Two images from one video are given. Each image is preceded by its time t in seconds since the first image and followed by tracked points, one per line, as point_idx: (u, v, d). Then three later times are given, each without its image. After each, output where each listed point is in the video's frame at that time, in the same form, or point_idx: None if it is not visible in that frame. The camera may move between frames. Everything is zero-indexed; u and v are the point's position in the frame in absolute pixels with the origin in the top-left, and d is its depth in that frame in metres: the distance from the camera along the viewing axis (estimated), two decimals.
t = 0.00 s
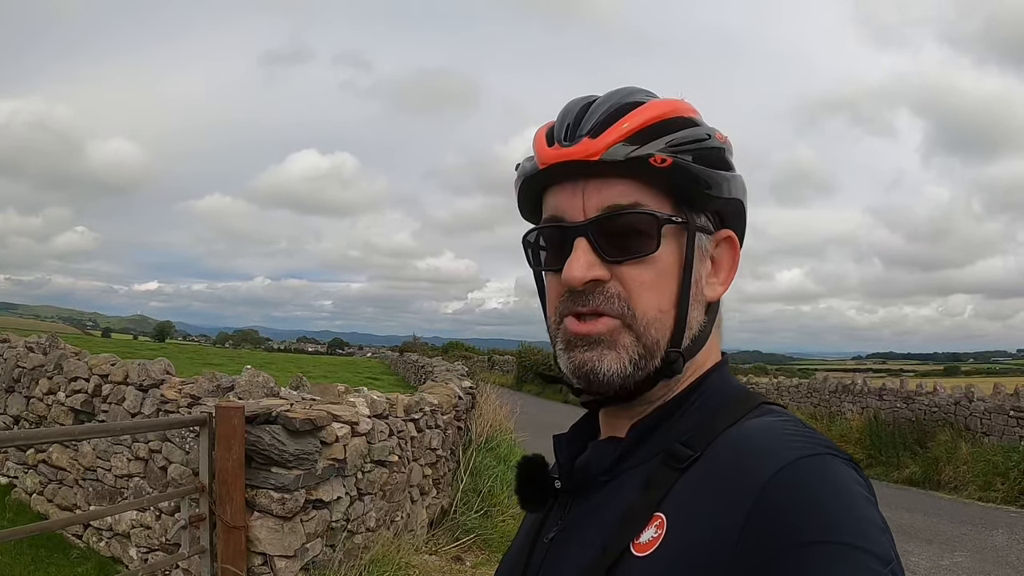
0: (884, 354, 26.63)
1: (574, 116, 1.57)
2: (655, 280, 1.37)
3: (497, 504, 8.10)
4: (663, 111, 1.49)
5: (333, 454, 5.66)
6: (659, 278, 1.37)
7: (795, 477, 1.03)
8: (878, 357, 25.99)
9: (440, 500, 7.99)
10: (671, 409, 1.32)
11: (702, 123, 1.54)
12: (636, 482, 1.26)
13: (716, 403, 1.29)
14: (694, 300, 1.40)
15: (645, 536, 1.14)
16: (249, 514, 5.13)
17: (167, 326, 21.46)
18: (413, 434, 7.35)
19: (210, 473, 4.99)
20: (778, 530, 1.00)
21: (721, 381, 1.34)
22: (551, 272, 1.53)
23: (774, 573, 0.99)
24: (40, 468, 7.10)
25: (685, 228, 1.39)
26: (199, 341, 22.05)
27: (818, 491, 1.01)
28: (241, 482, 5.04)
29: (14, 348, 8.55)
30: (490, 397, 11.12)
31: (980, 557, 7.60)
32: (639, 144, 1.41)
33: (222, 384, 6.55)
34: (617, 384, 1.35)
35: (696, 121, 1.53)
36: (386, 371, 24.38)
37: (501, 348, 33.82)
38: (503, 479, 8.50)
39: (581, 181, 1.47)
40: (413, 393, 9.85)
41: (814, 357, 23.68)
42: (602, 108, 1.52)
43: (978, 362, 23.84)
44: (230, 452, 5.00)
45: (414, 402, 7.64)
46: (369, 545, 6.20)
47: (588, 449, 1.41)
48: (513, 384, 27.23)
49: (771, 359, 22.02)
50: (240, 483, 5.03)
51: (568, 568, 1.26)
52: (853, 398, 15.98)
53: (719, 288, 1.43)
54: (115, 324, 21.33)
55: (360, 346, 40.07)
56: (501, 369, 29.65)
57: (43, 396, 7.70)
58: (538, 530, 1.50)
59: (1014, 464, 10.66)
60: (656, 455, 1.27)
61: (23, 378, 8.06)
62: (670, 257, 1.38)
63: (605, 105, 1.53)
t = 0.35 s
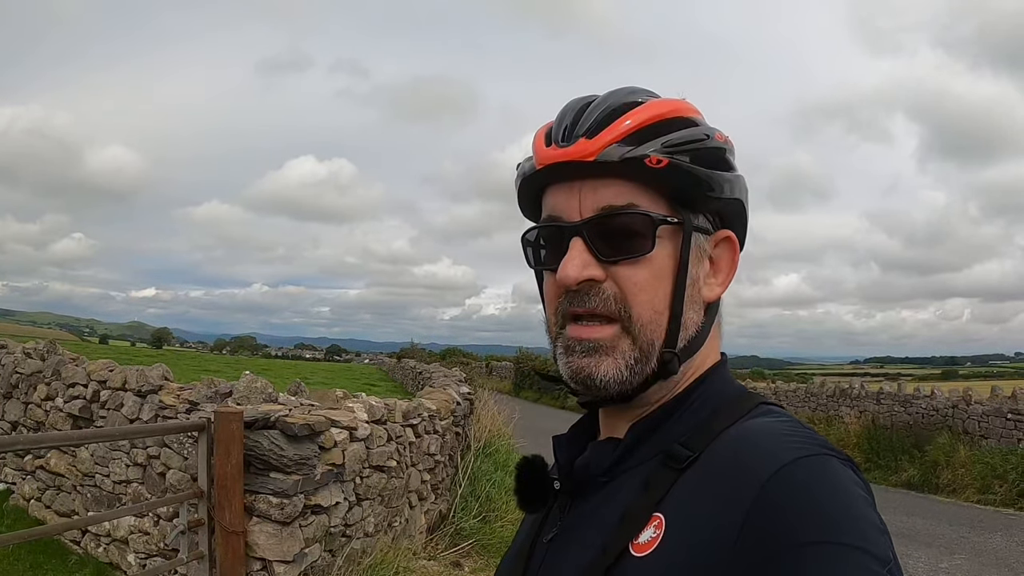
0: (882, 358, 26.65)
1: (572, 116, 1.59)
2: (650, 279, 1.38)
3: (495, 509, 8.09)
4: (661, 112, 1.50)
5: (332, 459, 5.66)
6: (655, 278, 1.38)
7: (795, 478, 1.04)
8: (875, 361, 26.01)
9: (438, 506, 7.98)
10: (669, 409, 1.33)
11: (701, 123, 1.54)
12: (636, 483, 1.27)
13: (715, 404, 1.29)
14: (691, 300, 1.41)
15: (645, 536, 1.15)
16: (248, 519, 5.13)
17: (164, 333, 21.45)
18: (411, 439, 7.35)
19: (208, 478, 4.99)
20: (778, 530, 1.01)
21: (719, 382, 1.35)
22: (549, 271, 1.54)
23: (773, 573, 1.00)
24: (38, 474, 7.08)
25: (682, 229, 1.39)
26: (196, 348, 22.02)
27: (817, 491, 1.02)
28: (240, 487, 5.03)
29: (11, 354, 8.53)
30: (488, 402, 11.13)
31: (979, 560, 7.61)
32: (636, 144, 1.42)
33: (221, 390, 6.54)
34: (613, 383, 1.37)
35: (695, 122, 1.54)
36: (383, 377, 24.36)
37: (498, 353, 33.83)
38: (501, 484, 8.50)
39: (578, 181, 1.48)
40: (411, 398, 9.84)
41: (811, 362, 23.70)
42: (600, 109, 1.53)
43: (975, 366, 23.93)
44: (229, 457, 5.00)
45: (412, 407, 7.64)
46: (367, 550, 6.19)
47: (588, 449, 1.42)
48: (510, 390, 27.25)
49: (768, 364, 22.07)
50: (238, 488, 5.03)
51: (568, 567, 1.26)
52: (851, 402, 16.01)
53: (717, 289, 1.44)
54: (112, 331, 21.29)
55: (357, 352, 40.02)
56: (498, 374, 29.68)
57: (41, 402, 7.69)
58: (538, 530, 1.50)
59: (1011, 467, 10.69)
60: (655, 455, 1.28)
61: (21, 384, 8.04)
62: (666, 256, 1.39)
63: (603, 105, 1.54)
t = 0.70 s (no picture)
0: (876, 361, 26.71)
1: (578, 116, 1.59)
2: (660, 281, 1.38)
3: (490, 511, 8.08)
4: (668, 113, 1.51)
5: (328, 461, 5.64)
6: (664, 279, 1.38)
7: (796, 477, 1.04)
8: (870, 364, 26.07)
9: (433, 508, 7.97)
10: (673, 409, 1.33)
11: (706, 124, 1.55)
12: (635, 481, 1.27)
13: (716, 403, 1.29)
14: (697, 302, 1.41)
15: (644, 534, 1.15)
16: (243, 520, 5.12)
17: (159, 334, 21.41)
18: (406, 441, 7.33)
19: (204, 480, 4.99)
20: (778, 529, 1.01)
21: (722, 382, 1.35)
22: (554, 272, 1.54)
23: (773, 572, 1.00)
24: (32, 475, 7.05)
25: (691, 230, 1.39)
26: (191, 349, 21.96)
27: (817, 490, 1.02)
28: (234, 489, 5.01)
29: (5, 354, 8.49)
30: (483, 404, 11.12)
31: (974, 562, 7.64)
32: (643, 145, 1.42)
33: (216, 392, 6.52)
34: (620, 386, 1.36)
35: (701, 123, 1.54)
36: (378, 379, 24.32)
37: (493, 355, 33.86)
38: (496, 485, 8.49)
39: (585, 182, 1.48)
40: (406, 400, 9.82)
41: (805, 365, 23.74)
42: (607, 109, 1.53)
43: (969, 369, 24.00)
44: (224, 458, 4.98)
45: (407, 409, 7.62)
46: (362, 552, 6.17)
47: (587, 448, 1.42)
48: (505, 392, 27.26)
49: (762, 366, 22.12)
50: (234, 490, 5.01)
51: (567, 567, 1.26)
52: (845, 405, 16.05)
53: (721, 290, 1.45)
54: (106, 332, 21.21)
55: (352, 354, 39.95)
56: (493, 377, 29.69)
57: (36, 403, 7.65)
58: (537, 527, 1.50)
59: (1006, 469, 10.73)
60: (655, 454, 1.28)
61: (15, 385, 8.01)
62: (674, 258, 1.39)
63: (610, 106, 1.54)
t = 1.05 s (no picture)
0: (871, 358, 26.77)
1: (568, 120, 1.58)
2: (656, 283, 1.37)
3: (486, 508, 8.06)
4: (657, 114, 1.50)
5: (323, 458, 5.63)
6: (660, 281, 1.38)
7: (797, 479, 1.04)
8: (865, 361, 26.13)
9: (429, 505, 7.97)
10: (670, 410, 1.32)
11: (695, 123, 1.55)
12: (635, 483, 1.26)
13: (714, 406, 1.29)
14: (694, 302, 1.40)
15: (644, 538, 1.15)
16: (238, 518, 5.11)
17: (153, 330, 21.35)
18: (402, 439, 7.32)
19: (199, 478, 4.97)
20: (779, 532, 1.01)
21: (718, 383, 1.35)
22: (551, 277, 1.53)
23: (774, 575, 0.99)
24: (28, 473, 7.03)
25: (685, 230, 1.39)
26: (186, 346, 21.91)
27: (818, 493, 1.01)
28: (230, 487, 5.00)
29: None
30: (478, 402, 11.12)
31: (969, 560, 7.67)
32: (633, 147, 1.42)
33: (211, 389, 6.49)
34: (620, 389, 1.36)
35: (691, 122, 1.54)
36: (374, 376, 24.30)
37: (489, 352, 33.86)
38: (491, 483, 8.49)
39: (578, 186, 1.47)
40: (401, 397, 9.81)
41: (800, 362, 23.78)
42: (595, 113, 1.53)
43: (964, 366, 24.09)
44: (220, 456, 4.98)
45: (402, 406, 7.61)
46: (358, 550, 6.16)
47: (587, 450, 1.41)
48: (501, 389, 27.28)
49: (758, 364, 22.15)
50: (229, 488, 5.00)
51: (566, 569, 1.26)
52: (840, 402, 16.08)
53: (718, 288, 1.44)
54: (101, 328, 21.13)
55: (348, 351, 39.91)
56: (488, 374, 29.71)
57: (30, 400, 7.63)
58: (535, 529, 1.50)
59: (1000, 467, 10.77)
60: (655, 457, 1.27)
61: (10, 382, 7.98)
62: (669, 258, 1.38)
63: (598, 109, 1.54)
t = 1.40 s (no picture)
0: (868, 358, 26.80)
1: (554, 116, 1.60)
2: (630, 274, 1.38)
3: (483, 508, 8.07)
4: (640, 110, 1.51)
5: (320, 457, 5.63)
6: (635, 273, 1.38)
7: (786, 474, 1.05)
8: (863, 361, 26.14)
9: (426, 504, 7.98)
10: (657, 406, 1.33)
11: (681, 119, 1.55)
12: (625, 478, 1.27)
13: (703, 401, 1.30)
14: (673, 295, 1.41)
15: (632, 532, 1.16)
16: (235, 517, 5.11)
17: (151, 330, 21.34)
18: (399, 438, 7.33)
19: (196, 476, 4.99)
20: (768, 527, 1.02)
21: (707, 376, 1.36)
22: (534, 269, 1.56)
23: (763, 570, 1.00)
24: (25, 472, 7.02)
25: (662, 223, 1.40)
26: (185, 346, 21.89)
27: (805, 487, 1.03)
28: (227, 485, 5.01)
29: None
30: (476, 401, 11.13)
31: (965, 559, 7.69)
32: (609, 142, 1.43)
33: (208, 388, 6.49)
34: (594, 379, 1.37)
35: (676, 118, 1.54)
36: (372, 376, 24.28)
37: (488, 352, 33.88)
38: (489, 482, 8.50)
39: (558, 180, 1.49)
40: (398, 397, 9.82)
41: (798, 362, 23.81)
42: (579, 108, 1.54)
43: (961, 366, 24.17)
44: (217, 455, 4.99)
45: (400, 406, 7.61)
46: (355, 549, 6.17)
47: (576, 445, 1.42)
48: (499, 389, 27.30)
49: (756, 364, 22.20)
50: (226, 486, 5.01)
51: (555, 563, 1.26)
52: (838, 402, 16.11)
53: (702, 283, 1.45)
54: (98, 328, 21.10)
55: (346, 351, 39.90)
56: (486, 374, 29.73)
57: (28, 399, 7.62)
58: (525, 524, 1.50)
59: (997, 466, 10.80)
60: (644, 451, 1.28)
61: (8, 382, 7.98)
62: (645, 251, 1.39)
63: (582, 105, 1.55)
